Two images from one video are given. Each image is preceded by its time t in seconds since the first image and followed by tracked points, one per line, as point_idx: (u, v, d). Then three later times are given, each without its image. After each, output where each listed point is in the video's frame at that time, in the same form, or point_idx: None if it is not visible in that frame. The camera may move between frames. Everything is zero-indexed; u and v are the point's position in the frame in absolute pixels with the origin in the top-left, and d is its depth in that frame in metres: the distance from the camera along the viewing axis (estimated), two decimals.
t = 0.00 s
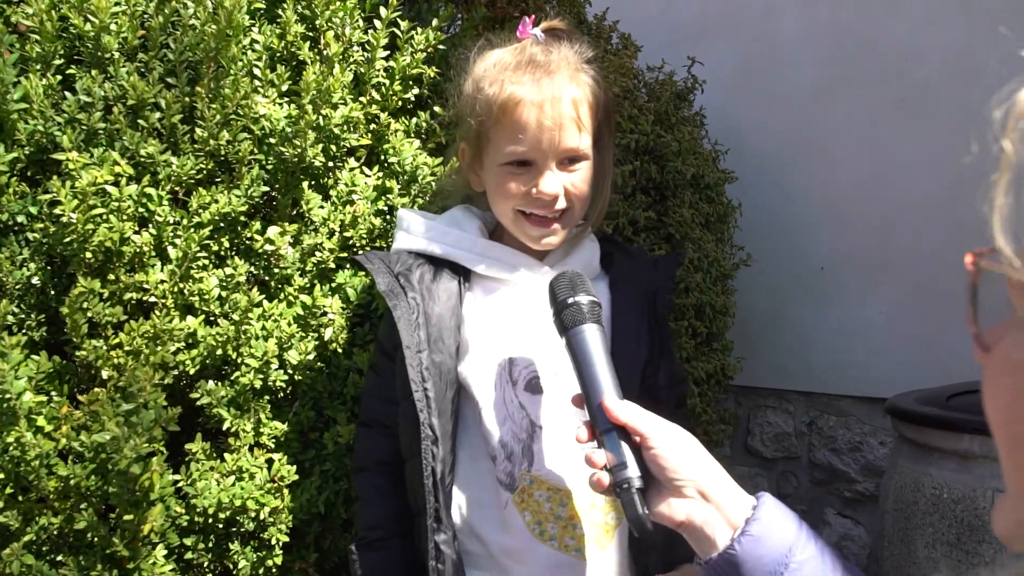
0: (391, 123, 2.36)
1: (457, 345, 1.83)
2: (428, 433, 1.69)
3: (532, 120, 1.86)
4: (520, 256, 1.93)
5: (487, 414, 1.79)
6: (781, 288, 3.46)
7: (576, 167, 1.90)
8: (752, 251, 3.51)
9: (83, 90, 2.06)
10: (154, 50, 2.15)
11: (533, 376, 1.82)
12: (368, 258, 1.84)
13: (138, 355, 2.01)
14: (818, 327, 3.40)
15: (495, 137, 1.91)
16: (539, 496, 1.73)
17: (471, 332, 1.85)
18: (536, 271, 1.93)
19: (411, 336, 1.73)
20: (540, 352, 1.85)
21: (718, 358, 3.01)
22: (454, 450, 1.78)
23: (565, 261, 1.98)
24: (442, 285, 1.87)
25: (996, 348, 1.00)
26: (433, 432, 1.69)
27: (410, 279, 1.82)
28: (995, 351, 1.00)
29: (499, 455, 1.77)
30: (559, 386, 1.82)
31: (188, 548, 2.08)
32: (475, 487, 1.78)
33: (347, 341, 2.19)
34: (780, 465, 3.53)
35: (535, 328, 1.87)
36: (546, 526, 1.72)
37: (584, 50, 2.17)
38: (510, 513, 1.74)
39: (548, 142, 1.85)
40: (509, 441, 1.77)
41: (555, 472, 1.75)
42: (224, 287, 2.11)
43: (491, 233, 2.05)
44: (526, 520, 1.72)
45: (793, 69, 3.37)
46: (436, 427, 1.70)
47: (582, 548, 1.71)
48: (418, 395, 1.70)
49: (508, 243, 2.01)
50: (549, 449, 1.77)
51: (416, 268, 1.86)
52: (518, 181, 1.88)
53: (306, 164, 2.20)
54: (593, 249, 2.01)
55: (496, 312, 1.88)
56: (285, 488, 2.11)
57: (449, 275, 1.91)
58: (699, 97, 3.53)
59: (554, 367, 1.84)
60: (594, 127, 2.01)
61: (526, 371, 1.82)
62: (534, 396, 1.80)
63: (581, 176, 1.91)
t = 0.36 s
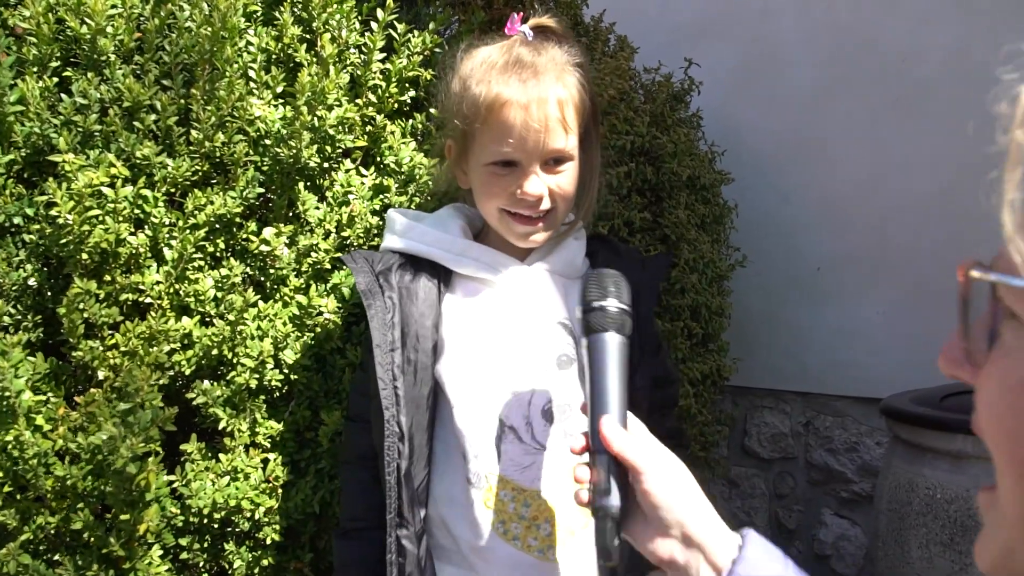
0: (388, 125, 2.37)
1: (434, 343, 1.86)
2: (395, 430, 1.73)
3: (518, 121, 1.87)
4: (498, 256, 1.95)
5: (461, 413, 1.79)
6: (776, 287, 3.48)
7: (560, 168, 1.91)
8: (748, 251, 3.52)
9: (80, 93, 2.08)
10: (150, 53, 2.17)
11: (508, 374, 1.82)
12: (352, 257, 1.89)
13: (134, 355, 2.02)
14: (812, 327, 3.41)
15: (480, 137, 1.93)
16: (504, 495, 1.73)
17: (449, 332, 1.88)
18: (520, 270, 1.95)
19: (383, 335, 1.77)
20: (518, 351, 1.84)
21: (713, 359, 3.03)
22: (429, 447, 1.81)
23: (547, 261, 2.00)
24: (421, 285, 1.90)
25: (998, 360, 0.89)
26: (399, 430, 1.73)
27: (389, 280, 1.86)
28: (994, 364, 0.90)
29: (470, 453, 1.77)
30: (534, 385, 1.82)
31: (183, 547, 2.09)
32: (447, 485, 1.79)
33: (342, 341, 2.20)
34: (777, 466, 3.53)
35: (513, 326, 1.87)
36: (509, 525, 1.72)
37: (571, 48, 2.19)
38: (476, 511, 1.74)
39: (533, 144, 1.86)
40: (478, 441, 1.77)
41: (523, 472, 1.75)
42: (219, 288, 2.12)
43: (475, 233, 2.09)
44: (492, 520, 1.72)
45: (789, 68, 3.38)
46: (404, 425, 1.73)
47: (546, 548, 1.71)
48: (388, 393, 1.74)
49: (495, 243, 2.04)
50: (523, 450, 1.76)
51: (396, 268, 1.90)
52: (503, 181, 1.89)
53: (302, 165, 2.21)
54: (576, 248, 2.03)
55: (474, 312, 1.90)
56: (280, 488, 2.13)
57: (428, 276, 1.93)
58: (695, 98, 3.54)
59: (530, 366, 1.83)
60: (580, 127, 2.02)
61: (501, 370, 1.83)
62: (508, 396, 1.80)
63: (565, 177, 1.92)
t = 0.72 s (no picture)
0: (381, 127, 2.37)
1: (424, 347, 1.82)
2: (386, 433, 1.70)
3: (509, 123, 1.87)
4: (490, 258, 1.96)
5: (451, 416, 1.78)
6: (771, 287, 3.47)
7: (552, 170, 1.92)
8: (743, 252, 3.51)
9: (72, 95, 2.07)
10: (143, 55, 2.16)
11: (499, 377, 1.84)
12: (343, 260, 1.88)
13: (126, 357, 2.02)
14: (807, 328, 3.41)
15: (472, 139, 1.93)
16: (494, 498, 1.73)
17: (440, 335, 1.86)
18: (512, 271, 1.97)
19: (374, 338, 1.75)
20: (509, 353, 1.86)
21: (707, 360, 3.03)
22: (420, 452, 1.79)
23: (539, 263, 2.01)
24: (412, 288, 1.88)
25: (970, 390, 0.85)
26: (390, 433, 1.71)
27: (380, 282, 1.85)
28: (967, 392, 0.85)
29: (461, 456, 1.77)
30: (524, 387, 1.82)
31: (174, 550, 2.08)
32: (438, 488, 1.79)
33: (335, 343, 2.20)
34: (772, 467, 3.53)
35: (506, 330, 1.89)
36: (500, 529, 1.72)
37: (564, 49, 2.20)
38: (467, 514, 1.74)
39: (525, 146, 1.87)
40: (469, 444, 1.77)
41: (513, 475, 1.74)
42: (212, 290, 2.13)
43: (467, 236, 2.10)
44: (481, 523, 1.72)
45: (785, 68, 3.37)
46: (394, 428, 1.71)
47: (536, 554, 1.71)
48: (378, 396, 1.72)
49: (485, 245, 2.05)
50: (512, 452, 1.77)
51: (387, 271, 1.89)
52: (495, 183, 1.89)
53: (294, 167, 2.21)
54: (567, 249, 2.03)
55: (466, 314, 1.91)
56: (271, 490, 2.13)
57: (419, 278, 1.92)
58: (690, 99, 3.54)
59: (522, 368, 1.85)
60: (571, 128, 2.03)
61: (492, 373, 1.84)
62: (497, 399, 1.81)
63: (557, 179, 1.92)
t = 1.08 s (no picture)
0: (366, 122, 2.29)
1: (413, 352, 1.75)
2: (371, 444, 1.62)
3: (501, 114, 1.79)
4: (482, 258, 1.88)
5: (440, 425, 1.71)
6: (771, 287, 3.40)
7: (547, 165, 1.84)
8: (743, 251, 3.44)
9: (45, 88, 1.99)
10: (119, 46, 2.08)
11: (493, 389, 1.75)
12: (328, 262, 1.80)
13: (101, 360, 1.94)
14: (809, 329, 3.34)
15: (462, 132, 1.85)
16: (486, 513, 1.65)
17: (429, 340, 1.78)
18: (504, 271, 1.89)
19: (358, 343, 1.67)
20: (501, 359, 1.78)
21: (706, 362, 2.95)
22: (409, 464, 1.71)
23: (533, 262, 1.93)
24: (399, 290, 1.80)
25: (954, 404, 0.78)
26: (376, 444, 1.63)
27: (366, 285, 1.76)
28: (951, 405, 0.78)
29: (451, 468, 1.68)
30: (518, 395, 1.74)
31: (152, 561, 2.00)
32: (427, 501, 1.72)
33: (318, 346, 2.13)
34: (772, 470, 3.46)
35: (497, 335, 1.80)
36: (492, 546, 1.64)
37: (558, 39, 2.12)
38: (457, 530, 1.66)
39: (518, 139, 1.79)
40: (459, 455, 1.68)
41: (506, 488, 1.66)
42: (190, 291, 2.05)
43: (458, 235, 2.02)
44: (472, 539, 1.64)
45: (785, 64, 3.29)
46: (381, 439, 1.63)
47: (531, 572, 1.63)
48: (363, 405, 1.64)
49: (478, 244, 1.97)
50: (505, 463, 1.68)
51: (374, 272, 1.81)
52: (487, 179, 1.82)
53: (275, 163, 2.14)
54: (563, 248, 1.95)
55: (456, 318, 1.82)
56: (253, 498, 2.06)
57: (407, 279, 1.85)
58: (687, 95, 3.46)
59: (515, 375, 1.76)
60: (568, 121, 1.95)
61: (483, 380, 1.76)
62: (490, 407, 1.73)
63: (553, 174, 1.85)
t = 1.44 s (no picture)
0: (360, 125, 2.26)
1: (410, 362, 1.73)
2: (369, 456, 1.60)
3: (497, 119, 1.77)
4: (478, 264, 1.87)
5: (440, 435, 1.68)
6: (768, 291, 3.39)
7: (544, 170, 1.82)
8: (739, 256, 3.43)
9: (35, 90, 1.96)
10: (112, 48, 2.05)
11: (493, 397, 1.73)
12: (322, 272, 1.78)
13: (91, 365, 1.92)
14: (806, 334, 3.33)
15: (458, 137, 1.84)
16: (488, 524, 1.61)
17: (426, 349, 1.76)
18: (502, 278, 1.87)
19: (353, 354, 1.65)
20: (501, 367, 1.76)
21: (703, 367, 2.94)
22: (408, 477, 1.68)
23: (531, 268, 1.91)
24: (395, 299, 1.77)
25: (936, 418, 0.76)
26: (374, 456, 1.60)
27: (361, 295, 1.75)
28: (935, 418, 0.76)
29: (451, 479, 1.65)
30: (519, 403, 1.72)
31: (141, 569, 1.97)
32: (427, 514, 1.69)
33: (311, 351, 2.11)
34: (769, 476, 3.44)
35: (496, 343, 1.79)
36: (495, 557, 1.59)
37: (557, 41, 2.11)
38: (459, 544, 1.61)
39: (513, 144, 1.77)
40: (458, 465, 1.65)
41: (507, 499, 1.63)
42: (182, 294, 2.03)
43: (454, 243, 2.01)
44: (474, 552, 1.60)
45: (783, 67, 3.28)
46: (378, 451, 1.61)
47: None
48: (359, 416, 1.61)
49: (475, 252, 1.95)
50: (507, 472, 1.65)
51: (369, 282, 1.79)
52: (482, 184, 1.80)
53: (268, 166, 2.12)
54: (561, 254, 1.94)
55: (453, 326, 1.80)
56: (244, 505, 2.04)
57: (403, 286, 1.83)
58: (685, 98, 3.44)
59: (515, 384, 1.74)
60: (565, 126, 1.93)
61: (482, 388, 1.74)
62: (490, 415, 1.71)
63: (549, 180, 1.83)
